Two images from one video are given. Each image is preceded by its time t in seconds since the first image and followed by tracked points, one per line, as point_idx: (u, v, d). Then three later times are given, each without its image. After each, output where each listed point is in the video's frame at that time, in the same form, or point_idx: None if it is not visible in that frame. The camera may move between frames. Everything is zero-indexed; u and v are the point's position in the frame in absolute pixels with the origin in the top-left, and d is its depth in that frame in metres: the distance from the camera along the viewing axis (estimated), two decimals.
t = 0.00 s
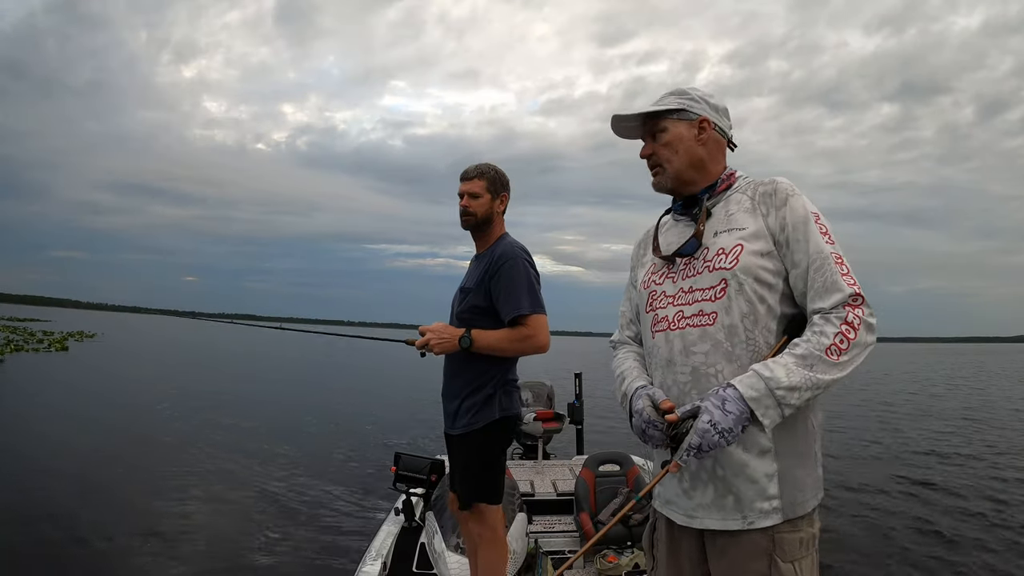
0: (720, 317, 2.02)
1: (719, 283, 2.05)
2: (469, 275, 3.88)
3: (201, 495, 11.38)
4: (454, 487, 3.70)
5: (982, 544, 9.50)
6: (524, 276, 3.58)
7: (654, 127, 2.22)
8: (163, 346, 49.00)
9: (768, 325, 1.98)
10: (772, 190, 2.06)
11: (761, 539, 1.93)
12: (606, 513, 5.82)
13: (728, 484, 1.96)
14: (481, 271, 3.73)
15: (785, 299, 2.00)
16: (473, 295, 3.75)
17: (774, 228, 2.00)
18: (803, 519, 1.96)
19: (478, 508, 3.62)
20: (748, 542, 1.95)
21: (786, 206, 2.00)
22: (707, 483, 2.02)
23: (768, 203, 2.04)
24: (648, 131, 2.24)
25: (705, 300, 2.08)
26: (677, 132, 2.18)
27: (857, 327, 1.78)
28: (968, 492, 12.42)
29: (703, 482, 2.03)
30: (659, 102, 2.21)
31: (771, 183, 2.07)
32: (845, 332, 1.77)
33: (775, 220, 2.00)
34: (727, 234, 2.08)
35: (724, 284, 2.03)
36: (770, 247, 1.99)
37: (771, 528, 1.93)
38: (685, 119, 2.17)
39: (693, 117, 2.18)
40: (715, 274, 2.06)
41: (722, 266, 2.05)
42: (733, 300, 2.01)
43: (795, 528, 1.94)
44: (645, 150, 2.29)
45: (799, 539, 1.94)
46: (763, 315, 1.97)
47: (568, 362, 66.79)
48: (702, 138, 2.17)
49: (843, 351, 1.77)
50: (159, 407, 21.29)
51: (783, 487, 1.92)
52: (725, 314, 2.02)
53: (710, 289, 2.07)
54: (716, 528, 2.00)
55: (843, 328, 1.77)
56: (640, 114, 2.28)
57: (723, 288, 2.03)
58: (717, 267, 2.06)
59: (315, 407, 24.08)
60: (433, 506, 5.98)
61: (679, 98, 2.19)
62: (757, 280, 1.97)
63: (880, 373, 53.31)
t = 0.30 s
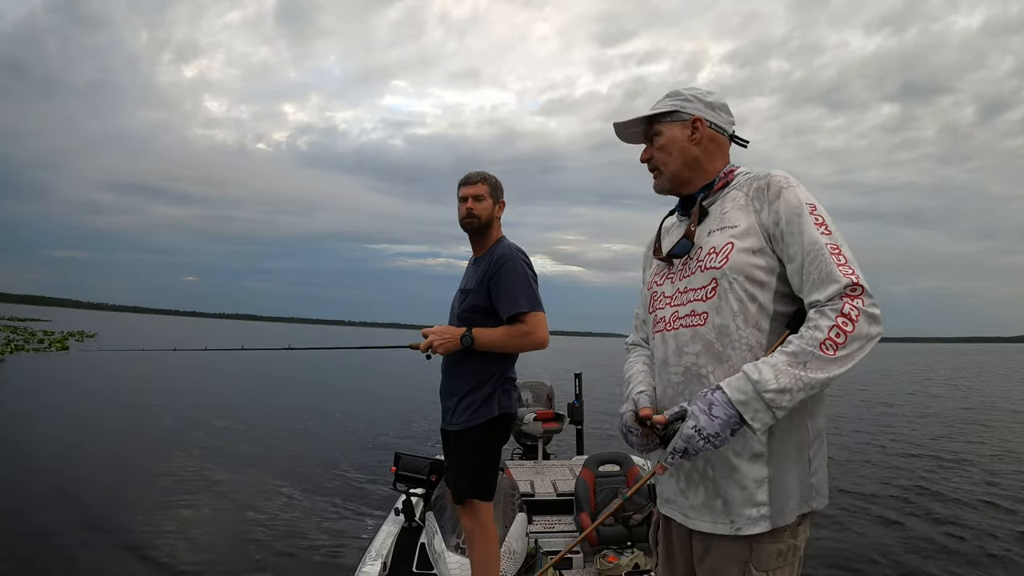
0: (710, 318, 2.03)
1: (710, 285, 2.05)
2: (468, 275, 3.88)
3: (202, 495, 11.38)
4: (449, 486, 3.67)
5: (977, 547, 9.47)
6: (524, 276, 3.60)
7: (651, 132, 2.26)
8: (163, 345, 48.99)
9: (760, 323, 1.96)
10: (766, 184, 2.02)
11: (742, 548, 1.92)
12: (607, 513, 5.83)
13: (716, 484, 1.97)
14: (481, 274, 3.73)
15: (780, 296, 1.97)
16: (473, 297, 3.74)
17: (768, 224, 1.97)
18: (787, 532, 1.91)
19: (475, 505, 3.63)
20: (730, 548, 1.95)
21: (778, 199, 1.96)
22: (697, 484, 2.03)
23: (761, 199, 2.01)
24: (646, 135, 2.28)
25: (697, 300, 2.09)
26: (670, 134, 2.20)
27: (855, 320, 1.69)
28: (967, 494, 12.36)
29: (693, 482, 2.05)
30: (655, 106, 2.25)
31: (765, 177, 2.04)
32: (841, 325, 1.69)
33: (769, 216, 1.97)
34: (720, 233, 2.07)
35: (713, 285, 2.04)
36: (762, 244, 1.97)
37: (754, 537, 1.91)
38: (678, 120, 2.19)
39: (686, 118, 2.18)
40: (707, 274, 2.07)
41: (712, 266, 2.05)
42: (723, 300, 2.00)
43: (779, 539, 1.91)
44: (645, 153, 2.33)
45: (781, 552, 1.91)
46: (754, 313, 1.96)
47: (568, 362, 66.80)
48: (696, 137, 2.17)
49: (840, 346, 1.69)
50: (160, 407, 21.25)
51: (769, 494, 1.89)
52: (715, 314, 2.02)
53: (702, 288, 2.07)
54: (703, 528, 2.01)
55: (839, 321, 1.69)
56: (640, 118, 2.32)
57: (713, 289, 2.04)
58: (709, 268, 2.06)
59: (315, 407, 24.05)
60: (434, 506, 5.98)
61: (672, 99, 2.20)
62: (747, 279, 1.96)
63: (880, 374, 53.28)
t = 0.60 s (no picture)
0: (700, 315, 2.06)
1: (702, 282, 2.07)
2: (469, 275, 3.88)
3: (202, 495, 11.36)
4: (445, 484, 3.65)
5: (972, 551, 9.48)
6: (530, 276, 3.63)
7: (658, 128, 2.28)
8: (162, 344, 48.87)
9: (753, 324, 1.96)
10: (769, 180, 2.01)
11: (714, 554, 1.95)
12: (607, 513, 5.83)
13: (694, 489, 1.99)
14: (485, 274, 3.73)
15: (777, 296, 1.96)
16: (477, 296, 3.73)
17: (770, 223, 1.96)
18: (770, 543, 1.90)
19: (472, 502, 3.63)
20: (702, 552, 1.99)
21: (780, 199, 1.94)
22: (675, 485, 2.06)
23: (765, 197, 2.00)
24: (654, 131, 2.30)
25: (691, 297, 2.12)
26: (675, 130, 2.21)
27: (858, 330, 1.67)
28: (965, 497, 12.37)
29: (674, 485, 2.07)
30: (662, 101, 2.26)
31: (770, 172, 2.02)
32: (844, 334, 1.67)
33: (770, 214, 1.97)
34: (718, 230, 2.08)
35: (705, 282, 2.06)
36: (761, 244, 1.97)
37: (733, 544, 1.92)
38: (682, 114, 2.19)
39: (690, 112, 2.19)
40: (701, 270, 2.09)
41: (705, 264, 2.07)
42: (715, 298, 2.02)
43: (758, 551, 1.90)
44: (654, 148, 2.34)
45: (762, 565, 1.90)
46: (747, 314, 1.96)
47: (567, 361, 66.83)
48: (700, 132, 2.17)
49: (840, 356, 1.68)
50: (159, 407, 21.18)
51: (748, 502, 1.89)
52: (707, 312, 2.04)
53: (695, 286, 2.10)
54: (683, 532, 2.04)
55: (841, 330, 1.67)
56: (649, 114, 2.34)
57: (704, 287, 2.06)
58: (702, 265, 2.09)
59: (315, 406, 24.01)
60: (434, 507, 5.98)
61: (677, 94, 2.21)
62: (741, 278, 1.97)
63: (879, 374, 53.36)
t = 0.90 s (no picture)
0: (698, 313, 2.07)
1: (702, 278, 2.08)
2: (470, 277, 3.87)
3: (202, 495, 11.36)
4: (449, 485, 3.63)
5: (969, 554, 9.48)
6: (534, 275, 3.65)
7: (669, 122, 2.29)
8: (161, 343, 48.75)
9: (751, 323, 1.95)
10: (773, 173, 2.00)
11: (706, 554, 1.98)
12: (607, 513, 5.82)
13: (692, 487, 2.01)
14: (489, 275, 3.72)
15: (780, 294, 1.93)
16: (482, 298, 3.72)
17: (772, 219, 1.95)
18: (766, 551, 1.89)
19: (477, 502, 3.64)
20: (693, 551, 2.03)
21: (782, 196, 1.92)
22: (672, 484, 2.10)
23: (769, 191, 1.97)
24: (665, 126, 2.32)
25: (690, 294, 2.13)
26: (684, 124, 2.23)
27: (860, 332, 1.65)
28: (961, 499, 12.39)
29: (672, 484, 2.10)
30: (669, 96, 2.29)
31: (774, 166, 2.00)
32: (844, 336, 1.65)
33: (773, 208, 1.95)
34: (720, 226, 2.08)
35: (703, 280, 2.07)
36: (762, 240, 1.95)
37: (726, 549, 1.93)
38: (689, 109, 2.21)
39: (697, 106, 2.20)
40: (700, 265, 2.10)
41: (704, 260, 2.08)
42: (713, 294, 2.02)
43: (753, 559, 1.90)
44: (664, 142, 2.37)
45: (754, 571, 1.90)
46: (746, 311, 1.95)
47: (566, 362, 66.84)
48: (707, 126, 2.17)
49: (839, 361, 1.66)
50: (159, 406, 21.14)
51: (743, 508, 1.89)
52: (704, 308, 2.05)
53: (695, 283, 2.11)
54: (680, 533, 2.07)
55: (842, 333, 1.65)
56: (660, 110, 2.36)
57: (702, 284, 2.07)
58: (702, 261, 2.10)
59: (315, 406, 23.99)
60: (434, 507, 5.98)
61: (685, 88, 2.22)
62: (740, 275, 1.96)
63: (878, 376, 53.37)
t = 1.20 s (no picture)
0: (685, 314, 2.08)
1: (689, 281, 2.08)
2: (469, 278, 3.87)
3: (203, 495, 11.36)
4: (453, 484, 3.64)
5: (964, 555, 9.50)
6: (533, 274, 3.66)
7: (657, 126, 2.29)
8: (162, 343, 48.80)
9: (736, 324, 1.95)
10: (760, 175, 1.99)
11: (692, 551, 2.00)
12: (607, 513, 5.81)
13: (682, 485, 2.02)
14: (488, 275, 3.72)
15: (765, 295, 1.94)
16: (481, 297, 3.72)
17: (758, 221, 1.94)
18: (751, 548, 1.90)
19: (481, 502, 3.65)
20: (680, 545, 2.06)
21: (769, 198, 1.91)
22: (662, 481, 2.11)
23: (755, 193, 1.97)
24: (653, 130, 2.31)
25: (677, 295, 2.13)
26: (672, 128, 2.22)
27: (844, 333, 1.64)
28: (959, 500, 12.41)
29: (663, 481, 2.12)
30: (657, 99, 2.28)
31: (761, 168, 2.00)
32: (828, 337, 1.64)
33: (759, 211, 1.95)
34: (706, 228, 2.08)
35: (690, 282, 2.07)
36: (748, 243, 1.95)
37: (713, 545, 1.94)
38: (677, 112, 2.21)
39: (684, 108, 2.20)
40: (687, 268, 2.10)
41: (691, 263, 2.09)
42: (700, 296, 2.03)
43: (739, 556, 1.90)
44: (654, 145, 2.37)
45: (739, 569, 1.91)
46: (731, 312, 1.95)
47: (566, 362, 66.83)
48: (694, 129, 2.18)
49: (822, 360, 1.65)
50: (160, 407, 21.15)
51: (728, 506, 1.89)
52: (691, 310, 2.05)
53: (681, 284, 2.11)
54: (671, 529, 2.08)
55: (825, 333, 1.65)
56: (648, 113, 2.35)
57: (689, 286, 2.08)
58: (689, 263, 2.10)
59: (316, 406, 23.99)
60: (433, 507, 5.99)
61: (671, 92, 2.22)
62: (726, 276, 1.96)
63: (878, 376, 53.41)
